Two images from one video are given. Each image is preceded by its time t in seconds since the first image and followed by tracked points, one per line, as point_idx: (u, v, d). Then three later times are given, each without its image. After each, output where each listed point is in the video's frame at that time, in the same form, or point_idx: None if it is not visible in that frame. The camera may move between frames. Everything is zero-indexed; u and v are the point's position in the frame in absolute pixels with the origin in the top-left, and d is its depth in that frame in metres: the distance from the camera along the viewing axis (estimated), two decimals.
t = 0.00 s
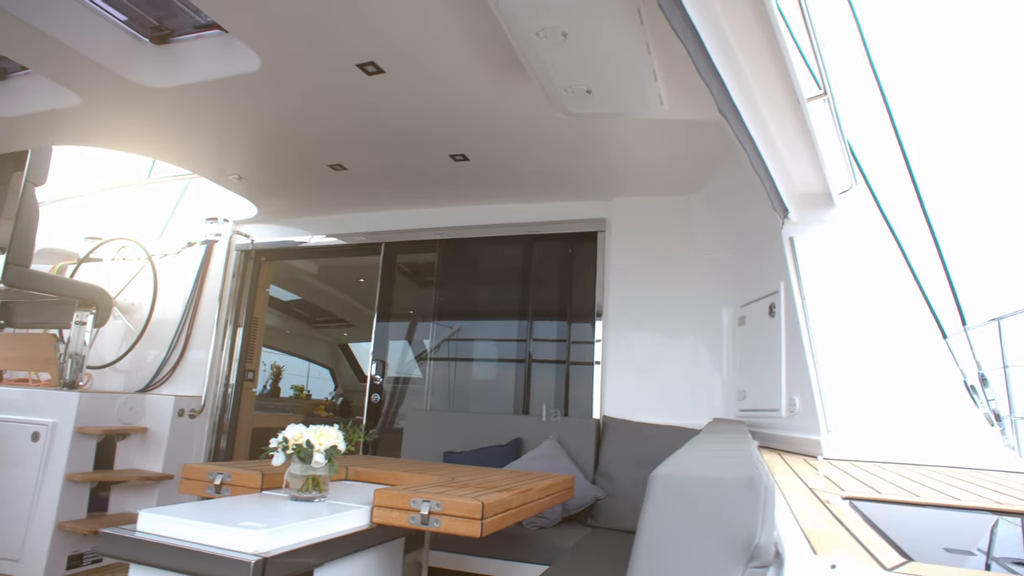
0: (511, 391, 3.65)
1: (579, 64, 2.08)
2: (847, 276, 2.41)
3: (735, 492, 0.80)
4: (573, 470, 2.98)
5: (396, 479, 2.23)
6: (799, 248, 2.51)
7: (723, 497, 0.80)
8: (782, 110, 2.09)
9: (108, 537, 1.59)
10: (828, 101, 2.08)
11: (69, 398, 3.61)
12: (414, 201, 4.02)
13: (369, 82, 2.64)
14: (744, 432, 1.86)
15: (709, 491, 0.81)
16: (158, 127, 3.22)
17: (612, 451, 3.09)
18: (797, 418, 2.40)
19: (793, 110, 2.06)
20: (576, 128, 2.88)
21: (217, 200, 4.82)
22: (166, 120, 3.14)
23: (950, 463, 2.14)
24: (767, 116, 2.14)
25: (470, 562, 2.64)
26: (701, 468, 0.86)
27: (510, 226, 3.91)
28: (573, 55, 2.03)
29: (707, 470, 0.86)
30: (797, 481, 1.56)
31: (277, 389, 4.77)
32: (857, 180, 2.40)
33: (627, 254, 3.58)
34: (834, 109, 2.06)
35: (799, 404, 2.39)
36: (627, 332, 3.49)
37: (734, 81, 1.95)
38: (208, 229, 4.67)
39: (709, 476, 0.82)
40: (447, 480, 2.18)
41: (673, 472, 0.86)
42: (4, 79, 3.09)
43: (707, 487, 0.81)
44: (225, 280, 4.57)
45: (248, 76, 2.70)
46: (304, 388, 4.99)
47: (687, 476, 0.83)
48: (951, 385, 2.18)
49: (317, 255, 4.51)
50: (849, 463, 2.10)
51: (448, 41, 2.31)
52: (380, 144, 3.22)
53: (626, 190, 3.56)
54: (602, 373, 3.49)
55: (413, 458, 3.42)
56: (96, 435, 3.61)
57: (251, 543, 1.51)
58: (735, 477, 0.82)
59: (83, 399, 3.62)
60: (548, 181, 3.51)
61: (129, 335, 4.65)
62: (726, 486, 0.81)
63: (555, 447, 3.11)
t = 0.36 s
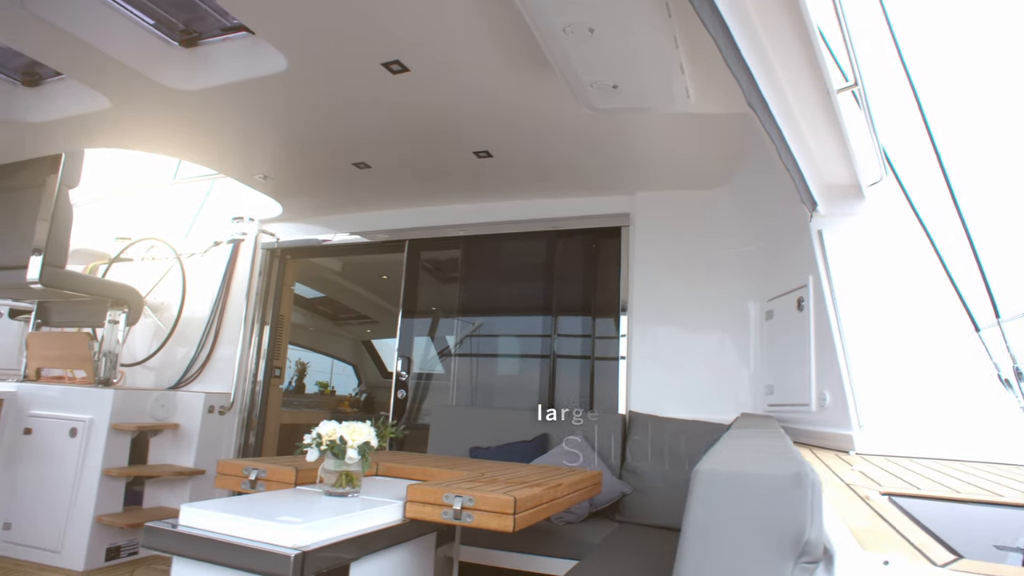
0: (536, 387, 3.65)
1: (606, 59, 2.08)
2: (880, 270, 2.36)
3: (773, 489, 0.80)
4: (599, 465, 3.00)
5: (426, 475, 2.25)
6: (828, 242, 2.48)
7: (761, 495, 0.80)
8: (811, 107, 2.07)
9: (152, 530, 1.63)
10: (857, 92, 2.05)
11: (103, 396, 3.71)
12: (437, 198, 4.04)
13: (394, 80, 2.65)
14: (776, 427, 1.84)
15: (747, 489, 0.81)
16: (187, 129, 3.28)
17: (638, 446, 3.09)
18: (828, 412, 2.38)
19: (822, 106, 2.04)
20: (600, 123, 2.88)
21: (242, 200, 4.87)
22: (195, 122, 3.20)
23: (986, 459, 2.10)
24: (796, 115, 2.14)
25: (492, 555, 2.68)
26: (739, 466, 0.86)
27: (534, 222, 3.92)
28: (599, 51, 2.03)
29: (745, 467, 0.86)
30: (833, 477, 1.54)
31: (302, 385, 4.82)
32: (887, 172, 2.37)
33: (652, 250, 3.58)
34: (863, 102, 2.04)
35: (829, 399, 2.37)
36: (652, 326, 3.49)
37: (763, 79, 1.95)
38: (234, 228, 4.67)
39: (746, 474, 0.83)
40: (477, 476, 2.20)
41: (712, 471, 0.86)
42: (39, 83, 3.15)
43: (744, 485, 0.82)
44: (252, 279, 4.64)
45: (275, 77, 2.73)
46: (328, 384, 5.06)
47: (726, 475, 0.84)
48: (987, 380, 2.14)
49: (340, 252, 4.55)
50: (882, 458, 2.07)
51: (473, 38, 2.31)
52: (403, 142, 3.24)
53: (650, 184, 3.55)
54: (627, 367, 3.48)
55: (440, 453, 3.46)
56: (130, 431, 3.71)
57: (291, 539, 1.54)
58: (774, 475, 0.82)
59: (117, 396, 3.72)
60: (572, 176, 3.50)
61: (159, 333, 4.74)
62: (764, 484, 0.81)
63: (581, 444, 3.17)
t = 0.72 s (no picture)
0: (562, 379, 3.67)
1: (634, 50, 2.07)
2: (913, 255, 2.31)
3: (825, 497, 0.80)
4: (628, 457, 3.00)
5: (457, 466, 2.27)
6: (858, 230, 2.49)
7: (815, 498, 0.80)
8: (843, 100, 2.04)
9: (197, 519, 1.68)
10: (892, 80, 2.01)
11: (139, 390, 3.80)
12: (461, 192, 4.06)
13: (420, 75, 2.67)
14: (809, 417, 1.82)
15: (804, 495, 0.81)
16: (216, 128, 3.33)
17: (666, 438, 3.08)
18: (861, 403, 2.35)
19: (857, 97, 2.00)
20: (627, 114, 2.86)
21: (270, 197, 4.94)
22: (225, 122, 3.26)
23: None
24: (831, 109, 2.10)
25: (524, 546, 2.70)
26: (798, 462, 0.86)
27: (558, 214, 3.92)
28: (628, 41, 2.01)
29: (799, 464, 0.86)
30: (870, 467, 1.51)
31: (328, 378, 5.02)
32: (921, 159, 2.25)
33: (678, 241, 3.56)
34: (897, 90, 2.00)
35: (863, 388, 2.35)
36: (679, 318, 3.47)
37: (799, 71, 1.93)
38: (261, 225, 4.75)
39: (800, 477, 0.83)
40: (508, 467, 2.22)
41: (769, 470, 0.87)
42: (75, 87, 3.22)
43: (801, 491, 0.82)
44: (279, 275, 4.69)
45: (302, 75, 2.76)
46: (354, 378, 5.24)
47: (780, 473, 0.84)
48: None
49: (366, 247, 4.60)
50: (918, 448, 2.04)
51: (498, 32, 2.31)
52: (427, 137, 3.26)
53: (677, 175, 3.53)
54: (655, 359, 3.47)
55: (468, 445, 3.50)
56: (165, 424, 3.81)
57: (332, 527, 1.58)
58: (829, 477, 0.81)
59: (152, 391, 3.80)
60: (597, 168, 3.49)
61: (191, 329, 4.84)
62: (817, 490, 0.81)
63: (611, 435, 3.10)
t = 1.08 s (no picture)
0: (583, 371, 3.68)
1: (656, 39, 2.06)
2: (937, 240, 2.26)
3: (824, 509, 0.81)
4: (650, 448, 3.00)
5: (481, 458, 2.29)
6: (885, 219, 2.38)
7: (814, 511, 0.82)
8: (869, 84, 2.01)
9: (231, 511, 1.71)
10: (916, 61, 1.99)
11: (165, 385, 3.87)
12: (480, 185, 4.07)
13: (439, 68, 2.67)
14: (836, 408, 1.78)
15: (801, 506, 0.82)
16: (238, 125, 3.37)
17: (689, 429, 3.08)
18: (888, 393, 2.32)
19: (884, 81, 1.97)
20: (646, 104, 2.84)
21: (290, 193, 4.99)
22: (246, 119, 3.29)
23: None
24: (856, 94, 2.08)
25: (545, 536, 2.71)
26: (799, 457, 0.84)
27: (577, 206, 3.91)
28: (650, 31, 2.01)
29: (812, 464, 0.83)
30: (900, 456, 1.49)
31: (348, 373, 4.85)
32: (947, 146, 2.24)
33: (699, 231, 3.54)
34: (924, 73, 1.98)
35: (888, 379, 2.31)
36: (700, 309, 3.46)
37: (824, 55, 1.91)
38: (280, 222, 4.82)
39: (795, 486, 0.83)
40: (533, 458, 2.23)
41: (772, 469, 0.87)
42: (100, 87, 3.27)
43: (798, 501, 0.83)
44: (300, 271, 4.77)
45: (321, 70, 2.78)
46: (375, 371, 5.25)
47: (779, 479, 0.84)
48: None
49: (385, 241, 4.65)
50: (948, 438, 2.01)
51: (517, 24, 2.31)
52: (446, 131, 3.27)
53: (697, 165, 3.51)
54: (676, 351, 3.46)
55: (490, 437, 3.52)
56: (191, 418, 3.87)
57: (362, 518, 1.60)
58: (828, 488, 0.81)
59: (178, 386, 3.87)
60: (616, 159, 3.48)
61: (214, 324, 4.90)
62: (816, 500, 0.82)
63: (632, 426, 3.12)
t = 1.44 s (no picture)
0: (602, 364, 3.68)
1: (680, 30, 2.04)
2: (964, 233, 2.21)
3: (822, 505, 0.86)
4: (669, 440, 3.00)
5: (504, 450, 2.30)
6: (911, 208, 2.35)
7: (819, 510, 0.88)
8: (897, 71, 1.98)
9: (262, 501, 1.74)
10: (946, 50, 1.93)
11: (188, 378, 3.93)
12: (498, 178, 4.07)
13: (459, 62, 2.67)
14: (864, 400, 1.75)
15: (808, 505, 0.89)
16: (257, 121, 3.40)
17: (709, 422, 3.07)
18: (913, 385, 2.28)
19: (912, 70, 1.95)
20: (666, 96, 2.83)
21: (309, 187, 5.01)
22: (265, 115, 3.32)
23: None
24: (881, 79, 2.04)
25: (566, 528, 2.78)
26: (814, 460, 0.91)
27: (595, 199, 3.91)
28: (673, 24, 2.00)
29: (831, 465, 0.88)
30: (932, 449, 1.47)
31: (367, 367, 5.07)
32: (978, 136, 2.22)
33: (718, 223, 3.53)
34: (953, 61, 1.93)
35: (914, 371, 2.27)
36: (721, 303, 3.45)
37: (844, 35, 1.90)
38: (298, 216, 4.73)
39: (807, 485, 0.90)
40: (556, 451, 2.23)
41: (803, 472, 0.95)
42: (124, 85, 3.33)
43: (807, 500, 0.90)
44: (319, 265, 4.77)
45: (341, 65, 2.79)
46: (391, 366, 5.35)
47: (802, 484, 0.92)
48: None
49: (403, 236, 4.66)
50: (978, 431, 1.98)
51: (538, 17, 2.30)
52: (465, 124, 3.28)
53: (717, 157, 3.49)
54: (697, 343, 3.45)
55: (509, 430, 3.55)
56: (214, 411, 3.92)
57: (391, 509, 1.61)
58: (825, 484, 0.86)
59: (201, 379, 3.92)
60: (634, 151, 3.46)
61: (235, 319, 4.96)
62: (818, 495, 0.87)
63: (651, 419, 3.12)
